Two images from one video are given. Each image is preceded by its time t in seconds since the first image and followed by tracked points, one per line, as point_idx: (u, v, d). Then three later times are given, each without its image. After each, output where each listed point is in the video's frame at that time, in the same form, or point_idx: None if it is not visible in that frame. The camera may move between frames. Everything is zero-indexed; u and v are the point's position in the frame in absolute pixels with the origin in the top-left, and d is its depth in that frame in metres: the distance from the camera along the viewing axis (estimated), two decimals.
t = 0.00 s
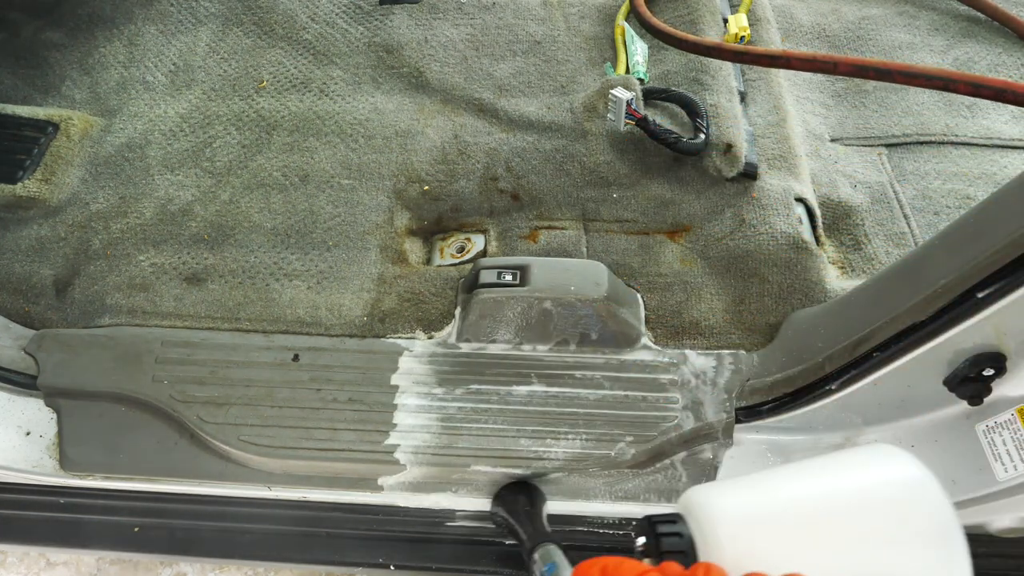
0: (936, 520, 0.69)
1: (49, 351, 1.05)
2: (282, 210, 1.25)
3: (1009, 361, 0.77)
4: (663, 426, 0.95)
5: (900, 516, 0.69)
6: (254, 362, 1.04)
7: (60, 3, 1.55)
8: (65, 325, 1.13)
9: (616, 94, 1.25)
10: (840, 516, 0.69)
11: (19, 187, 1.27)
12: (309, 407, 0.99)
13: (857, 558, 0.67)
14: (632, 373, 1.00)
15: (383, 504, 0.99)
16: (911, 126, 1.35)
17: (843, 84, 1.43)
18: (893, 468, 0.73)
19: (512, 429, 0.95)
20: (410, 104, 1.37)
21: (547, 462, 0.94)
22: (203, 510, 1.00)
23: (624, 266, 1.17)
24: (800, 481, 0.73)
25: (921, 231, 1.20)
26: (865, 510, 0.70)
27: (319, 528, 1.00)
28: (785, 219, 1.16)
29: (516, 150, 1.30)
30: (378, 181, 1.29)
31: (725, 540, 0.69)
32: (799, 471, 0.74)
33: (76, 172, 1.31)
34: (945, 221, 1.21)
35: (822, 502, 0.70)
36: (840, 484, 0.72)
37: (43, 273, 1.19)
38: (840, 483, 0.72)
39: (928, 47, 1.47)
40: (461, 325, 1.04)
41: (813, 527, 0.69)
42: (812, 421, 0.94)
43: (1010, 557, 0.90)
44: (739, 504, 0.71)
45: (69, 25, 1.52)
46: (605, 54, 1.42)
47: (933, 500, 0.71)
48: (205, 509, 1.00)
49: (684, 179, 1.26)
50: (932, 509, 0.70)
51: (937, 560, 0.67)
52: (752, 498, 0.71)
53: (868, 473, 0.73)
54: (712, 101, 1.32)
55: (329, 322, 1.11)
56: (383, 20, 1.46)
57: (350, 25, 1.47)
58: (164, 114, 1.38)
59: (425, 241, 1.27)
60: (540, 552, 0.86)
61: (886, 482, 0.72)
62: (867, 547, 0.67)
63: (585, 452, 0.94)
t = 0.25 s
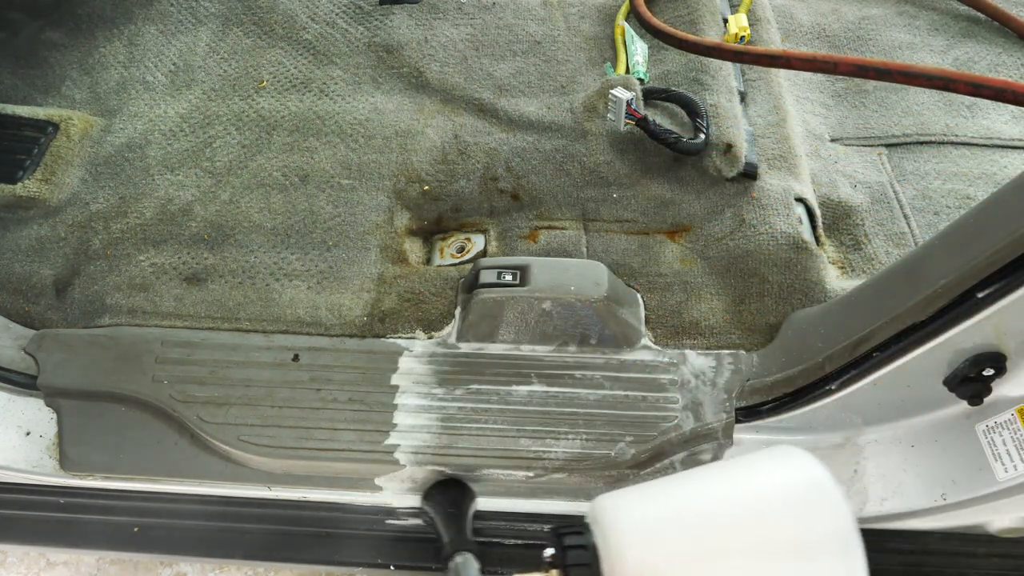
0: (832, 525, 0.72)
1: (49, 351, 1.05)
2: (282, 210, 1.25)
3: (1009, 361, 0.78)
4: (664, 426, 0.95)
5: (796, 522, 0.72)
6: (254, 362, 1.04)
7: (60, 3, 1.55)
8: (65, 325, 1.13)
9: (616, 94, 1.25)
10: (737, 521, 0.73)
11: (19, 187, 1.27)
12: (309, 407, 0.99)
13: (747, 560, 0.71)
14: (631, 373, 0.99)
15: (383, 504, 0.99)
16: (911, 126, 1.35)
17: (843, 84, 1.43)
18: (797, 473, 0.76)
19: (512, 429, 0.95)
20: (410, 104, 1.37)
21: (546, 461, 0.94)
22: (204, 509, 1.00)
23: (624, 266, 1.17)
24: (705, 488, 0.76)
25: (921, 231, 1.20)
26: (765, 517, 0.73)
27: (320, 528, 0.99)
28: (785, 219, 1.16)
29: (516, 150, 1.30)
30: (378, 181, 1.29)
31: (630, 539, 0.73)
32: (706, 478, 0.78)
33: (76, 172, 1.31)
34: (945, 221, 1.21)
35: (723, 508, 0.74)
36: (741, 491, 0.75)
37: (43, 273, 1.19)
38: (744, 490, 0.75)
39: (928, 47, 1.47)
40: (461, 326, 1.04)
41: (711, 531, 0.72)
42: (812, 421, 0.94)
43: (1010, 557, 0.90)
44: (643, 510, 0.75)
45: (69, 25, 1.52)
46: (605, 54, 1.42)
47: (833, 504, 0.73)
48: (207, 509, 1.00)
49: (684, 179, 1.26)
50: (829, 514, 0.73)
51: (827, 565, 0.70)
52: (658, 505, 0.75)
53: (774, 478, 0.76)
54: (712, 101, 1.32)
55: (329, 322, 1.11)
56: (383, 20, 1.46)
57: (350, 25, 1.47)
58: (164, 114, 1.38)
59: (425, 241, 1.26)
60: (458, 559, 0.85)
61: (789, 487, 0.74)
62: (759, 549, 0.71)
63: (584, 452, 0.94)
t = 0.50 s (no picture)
0: (698, 528, 0.73)
1: (49, 351, 1.05)
2: (282, 210, 1.25)
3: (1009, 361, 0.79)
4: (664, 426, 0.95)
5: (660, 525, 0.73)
6: (254, 362, 1.04)
7: (60, 2, 1.55)
8: (65, 325, 1.13)
9: (616, 94, 1.25)
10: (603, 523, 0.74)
11: (19, 187, 1.27)
12: (309, 407, 0.99)
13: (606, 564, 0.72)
14: (631, 373, 0.99)
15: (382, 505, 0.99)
16: (911, 126, 1.35)
17: (843, 83, 1.43)
18: (670, 477, 0.76)
19: (512, 429, 0.95)
20: (410, 104, 1.37)
21: (547, 461, 0.93)
22: (204, 509, 1.00)
23: (624, 266, 1.17)
24: (579, 488, 0.77)
25: (921, 231, 1.20)
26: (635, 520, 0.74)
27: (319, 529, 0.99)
28: (785, 219, 1.16)
29: (515, 150, 1.30)
30: (377, 181, 1.29)
31: (500, 538, 0.74)
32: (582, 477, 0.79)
33: (76, 172, 1.31)
34: (945, 221, 1.22)
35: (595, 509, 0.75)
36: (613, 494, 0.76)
37: (43, 273, 1.19)
38: (615, 491, 0.76)
39: (928, 47, 1.47)
40: (461, 326, 1.04)
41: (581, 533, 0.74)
42: (812, 421, 0.94)
43: (1011, 557, 0.90)
44: (518, 507, 0.76)
45: (69, 25, 1.52)
46: (605, 54, 1.42)
47: (700, 507, 0.74)
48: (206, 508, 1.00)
49: (684, 179, 1.26)
50: (691, 520, 0.73)
51: (680, 571, 0.72)
52: (535, 505, 0.76)
53: (647, 479, 0.76)
54: (712, 101, 1.32)
55: (329, 321, 1.11)
56: (383, 20, 1.46)
57: (350, 25, 1.47)
58: (164, 114, 1.38)
59: (425, 241, 1.27)
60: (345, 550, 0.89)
61: (661, 490, 0.75)
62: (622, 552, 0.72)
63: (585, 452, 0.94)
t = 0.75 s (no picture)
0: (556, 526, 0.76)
1: (49, 351, 1.05)
2: (282, 210, 1.25)
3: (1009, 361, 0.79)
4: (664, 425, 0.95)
5: (529, 521, 0.76)
6: (253, 362, 1.04)
7: (61, 2, 1.55)
8: (64, 325, 1.13)
9: (616, 94, 1.25)
10: (474, 521, 0.76)
11: (19, 187, 1.27)
12: (309, 407, 0.99)
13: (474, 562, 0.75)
14: (632, 373, 0.99)
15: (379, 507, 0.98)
16: (910, 126, 1.35)
17: (843, 83, 1.43)
18: (541, 472, 0.79)
19: (512, 429, 0.95)
20: (409, 104, 1.37)
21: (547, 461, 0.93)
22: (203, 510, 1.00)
23: (624, 266, 1.17)
24: (449, 483, 0.79)
25: (921, 231, 1.20)
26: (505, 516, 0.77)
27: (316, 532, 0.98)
28: (785, 219, 1.16)
29: (515, 150, 1.30)
30: (377, 181, 1.29)
31: (381, 538, 0.77)
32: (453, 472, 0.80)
33: (76, 172, 1.31)
34: (945, 221, 1.21)
35: (466, 506, 0.78)
36: (482, 491, 0.78)
37: (43, 273, 1.19)
38: (476, 485, 0.79)
39: (928, 47, 1.47)
40: (461, 326, 1.04)
41: (453, 530, 0.76)
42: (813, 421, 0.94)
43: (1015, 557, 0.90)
44: (386, 500, 0.79)
45: (69, 25, 1.52)
46: (605, 54, 1.42)
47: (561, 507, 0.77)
48: (184, 509, 0.94)
49: (684, 179, 1.26)
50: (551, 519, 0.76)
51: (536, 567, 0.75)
52: (405, 499, 0.79)
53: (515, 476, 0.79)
54: (712, 101, 1.32)
55: (329, 322, 1.11)
56: (383, 20, 1.46)
57: (350, 25, 1.47)
58: (164, 114, 1.38)
59: (425, 241, 1.27)
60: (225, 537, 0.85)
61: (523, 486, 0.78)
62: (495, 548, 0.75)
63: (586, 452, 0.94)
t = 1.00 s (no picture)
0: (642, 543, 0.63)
1: (49, 351, 1.05)
2: (282, 210, 1.25)
3: (1010, 361, 0.78)
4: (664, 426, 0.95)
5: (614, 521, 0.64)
6: (254, 362, 1.04)
7: (61, 2, 1.55)
8: (64, 325, 1.13)
9: (616, 94, 1.25)
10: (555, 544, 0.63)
11: (19, 187, 1.27)
12: (309, 407, 0.99)
13: None
14: (632, 372, 0.99)
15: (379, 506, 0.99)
16: (910, 126, 1.35)
17: (843, 83, 1.43)
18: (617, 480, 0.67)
19: (512, 429, 0.95)
20: (409, 104, 1.37)
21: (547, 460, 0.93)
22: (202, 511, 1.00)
23: (624, 267, 1.16)
24: (506, 483, 0.67)
25: (921, 231, 1.20)
26: (584, 524, 0.63)
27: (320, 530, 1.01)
28: (785, 219, 1.16)
29: (515, 150, 1.30)
30: (377, 181, 1.29)
31: (431, 535, 0.63)
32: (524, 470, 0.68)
33: (76, 172, 1.31)
34: (945, 221, 1.22)
35: (534, 503, 0.65)
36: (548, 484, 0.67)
37: (43, 273, 1.19)
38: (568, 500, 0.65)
39: (928, 47, 1.47)
40: (461, 326, 1.04)
41: (517, 535, 0.63)
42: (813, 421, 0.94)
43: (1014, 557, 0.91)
44: (455, 496, 0.66)
45: (69, 25, 1.52)
46: (605, 54, 1.42)
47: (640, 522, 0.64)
48: (182, 508, 0.92)
49: (684, 179, 1.26)
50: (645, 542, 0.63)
51: None
52: (476, 494, 0.66)
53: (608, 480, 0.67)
54: (712, 101, 1.32)
55: (329, 321, 1.11)
56: (383, 20, 1.46)
57: (350, 25, 1.47)
58: (164, 114, 1.38)
59: (425, 241, 1.27)
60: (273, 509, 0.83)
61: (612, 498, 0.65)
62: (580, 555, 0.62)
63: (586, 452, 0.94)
